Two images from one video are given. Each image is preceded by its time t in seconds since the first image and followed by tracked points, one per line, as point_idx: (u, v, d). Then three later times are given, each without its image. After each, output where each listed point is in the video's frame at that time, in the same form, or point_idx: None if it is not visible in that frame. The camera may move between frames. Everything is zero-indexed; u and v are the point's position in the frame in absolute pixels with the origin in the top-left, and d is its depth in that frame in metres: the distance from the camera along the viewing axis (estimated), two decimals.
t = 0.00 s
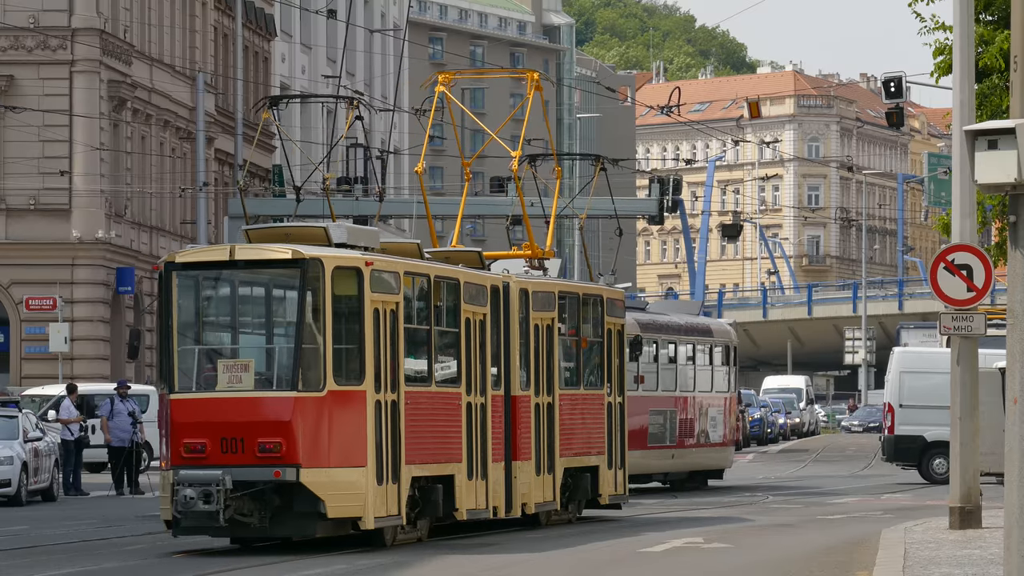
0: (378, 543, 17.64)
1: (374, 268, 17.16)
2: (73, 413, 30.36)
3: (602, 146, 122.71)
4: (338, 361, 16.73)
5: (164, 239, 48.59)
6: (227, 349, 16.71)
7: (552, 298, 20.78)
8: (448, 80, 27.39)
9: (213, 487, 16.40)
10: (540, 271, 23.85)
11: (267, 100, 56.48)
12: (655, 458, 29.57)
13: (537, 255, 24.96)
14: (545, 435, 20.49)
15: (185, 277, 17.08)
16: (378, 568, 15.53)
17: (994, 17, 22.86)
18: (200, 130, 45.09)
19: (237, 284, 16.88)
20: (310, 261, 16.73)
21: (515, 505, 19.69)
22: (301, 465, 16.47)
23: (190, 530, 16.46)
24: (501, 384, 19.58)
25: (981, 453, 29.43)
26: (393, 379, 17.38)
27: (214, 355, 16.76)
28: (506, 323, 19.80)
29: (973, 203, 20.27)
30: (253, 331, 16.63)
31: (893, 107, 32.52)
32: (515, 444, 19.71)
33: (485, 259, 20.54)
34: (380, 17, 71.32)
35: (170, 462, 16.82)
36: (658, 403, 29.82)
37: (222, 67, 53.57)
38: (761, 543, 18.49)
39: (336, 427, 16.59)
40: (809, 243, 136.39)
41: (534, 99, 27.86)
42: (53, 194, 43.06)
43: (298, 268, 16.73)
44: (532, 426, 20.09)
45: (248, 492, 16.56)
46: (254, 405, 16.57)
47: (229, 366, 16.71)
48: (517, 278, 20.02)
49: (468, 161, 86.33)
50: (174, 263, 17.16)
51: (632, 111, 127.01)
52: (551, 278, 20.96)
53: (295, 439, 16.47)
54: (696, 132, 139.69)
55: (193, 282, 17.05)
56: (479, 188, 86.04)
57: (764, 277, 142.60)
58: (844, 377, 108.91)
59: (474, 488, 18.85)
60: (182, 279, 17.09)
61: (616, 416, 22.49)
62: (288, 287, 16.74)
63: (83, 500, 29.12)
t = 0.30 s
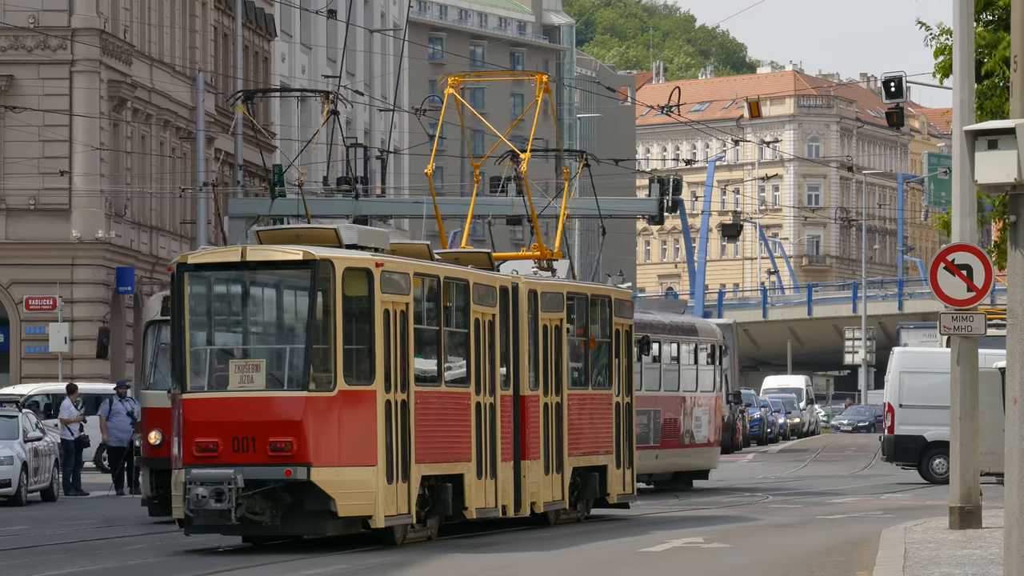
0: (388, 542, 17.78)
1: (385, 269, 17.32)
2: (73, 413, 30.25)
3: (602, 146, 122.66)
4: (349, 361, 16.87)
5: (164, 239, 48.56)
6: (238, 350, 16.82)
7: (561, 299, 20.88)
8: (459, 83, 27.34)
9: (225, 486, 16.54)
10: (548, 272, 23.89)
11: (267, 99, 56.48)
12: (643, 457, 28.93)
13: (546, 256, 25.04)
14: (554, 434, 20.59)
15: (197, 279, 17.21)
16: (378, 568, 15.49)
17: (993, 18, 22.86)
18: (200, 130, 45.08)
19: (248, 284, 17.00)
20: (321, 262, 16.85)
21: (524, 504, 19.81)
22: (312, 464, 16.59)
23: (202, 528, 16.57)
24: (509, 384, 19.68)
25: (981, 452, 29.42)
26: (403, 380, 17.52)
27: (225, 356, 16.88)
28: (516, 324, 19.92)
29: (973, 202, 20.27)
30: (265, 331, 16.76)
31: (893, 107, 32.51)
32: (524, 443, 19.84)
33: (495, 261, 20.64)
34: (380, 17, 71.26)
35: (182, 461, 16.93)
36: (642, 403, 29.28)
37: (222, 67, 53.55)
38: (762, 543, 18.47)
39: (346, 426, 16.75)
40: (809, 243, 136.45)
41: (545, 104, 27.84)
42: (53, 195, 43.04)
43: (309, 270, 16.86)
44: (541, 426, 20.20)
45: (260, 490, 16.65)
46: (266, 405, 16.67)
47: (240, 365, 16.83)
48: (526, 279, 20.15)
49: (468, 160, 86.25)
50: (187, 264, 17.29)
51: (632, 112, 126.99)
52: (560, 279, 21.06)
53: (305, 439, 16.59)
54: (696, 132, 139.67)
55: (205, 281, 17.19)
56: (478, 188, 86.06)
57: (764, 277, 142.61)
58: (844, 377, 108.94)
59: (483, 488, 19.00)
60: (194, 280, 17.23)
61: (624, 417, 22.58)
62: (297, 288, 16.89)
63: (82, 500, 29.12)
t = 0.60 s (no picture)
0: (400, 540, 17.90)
1: (396, 270, 17.44)
2: (72, 414, 29.94)
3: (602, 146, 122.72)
4: (361, 362, 16.98)
5: (164, 239, 48.62)
6: (250, 349, 16.95)
7: (571, 299, 21.11)
8: (469, 85, 27.26)
9: (238, 484, 16.71)
10: (557, 273, 24.02)
11: (266, 99, 56.52)
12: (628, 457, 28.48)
13: (555, 257, 25.06)
14: (563, 435, 20.80)
15: (211, 279, 17.32)
16: (378, 568, 15.46)
17: (995, 19, 22.86)
18: (200, 131, 45.08)
19: (261, 285, 17.13)
20: (333, 264, 16.98)
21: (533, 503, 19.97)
22: (323, 463, 16.72)
23: (215, 526, 16.72)
24: (520, 384, 19.86)
25: (981, 452, 29.42)
26: (414, 379, 17.63)
27: (237, 356, 17.01)
28: (526, 325, 20.09)
29: (973, 201, 20.27)
30: (278, 331, 16.89)
31: (893, 107, 32.52)
32: (535, 442, 19.97)
33: (505, 263, 20.75)
34: (380, 17, 71.29)
35: (196, 460, 17.05)
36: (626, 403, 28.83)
37: (222, 67, 53.58)
38: (761, 543, 18.47)
39: (359, 427, 16.87)
40: (809, 243, 136.55)
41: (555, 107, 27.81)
42: (53, 194, 43.01)
43: (321, 271, 16.99)
44: (550, 427, 20.38)
45: (272, 489, 16.78)
46: (278, 404, 16.80)
47: (252, 365, 16.95)
48: (536, 280, 20.33)
49: (468, 160, 86.33)
50: (200, 265, 17.40)
51: (632, 112, 127.06)
52: (570, 280, 21.30)
53: (318, 438, 16.70)
54: (695, 132, 139.73)
55: (218, 282, 17.30)
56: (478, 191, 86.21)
57: (763, 277, 142.66)
58: (844, 377, 109.01)
59: (494, 487, 19.15)
60: (207, 281, 17.33)
61: (632, 417, 22.94)
62: (309, 288, 17.00)
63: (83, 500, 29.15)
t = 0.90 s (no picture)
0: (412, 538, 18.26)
1: (409, 271, 17.74)
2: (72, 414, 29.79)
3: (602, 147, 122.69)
4: (374, 363, 17.32)
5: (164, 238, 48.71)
6: (265, 350, 17.35)
7: (581, 301, 21.50)
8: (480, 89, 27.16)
9: (252, 483, 17.01)
10: (568, 275, 24.17)
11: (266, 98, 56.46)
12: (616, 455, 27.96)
13: (567, 260, 24.94)
14: (573, 434, 21.25)
15: (225, 282, 17.73)
16: (378, 568, 15.45)
17: (995, 20, 22.86)
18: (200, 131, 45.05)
19: (275, 288, 17.50)
20: (346, 266, 17.34)
21: (545, 502, 20.43)
22: (337, 462, 17.05)
23: (230, 525, 16.98)
24: (531, 385, 20.27)
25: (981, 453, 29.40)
26: (427, 379, 17.99)
27: (252, 357, 17.40)
28: (537, 326, 20.49)
29: (973, 202, 20.26)
30: (292, 333, 17.27)
31: (893, 107, 32.49)
32: (546, 442, 20.44)
33: (516, 264, 21.30)
34: (380, 17, 71.23)
35: (210, 458, 17.38)
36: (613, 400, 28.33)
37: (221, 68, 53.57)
38: (761, 543, 18.48)
39: (372, 426, 17.20)
40: (809, 243, 136.58)
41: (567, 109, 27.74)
42: (53, 195, 42.99)
43: (334, 273, 17.35)
44: (561, 427, 20.82)
45: (286, 488, 17.13)
46: (293, 405, 17.16)
47: (267, 366, 17.34)
48: (547, 281, 20.70)
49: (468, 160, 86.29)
50: (215, 267, 17.79)
51: (632, 112, 127.02)
52: (580, 282, 21.69)
53: (332, 438, 17.05)
54: (696, 133, 139.68)
55: (233, 284, 17.70)
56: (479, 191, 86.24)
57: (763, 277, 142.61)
58: (844, 376, 109.03)
59: (505, 486, 19.53)
60: (222, 283, 17.75)
61: (641, 417, 23.42)
62: (322, 289, 17.35)
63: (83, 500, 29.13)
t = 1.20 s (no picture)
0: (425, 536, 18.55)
1: (422, 273, 18.02)
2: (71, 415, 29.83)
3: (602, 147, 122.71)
4: (388, 363, 17.62)
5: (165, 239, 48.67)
6: (280, 351, 17.62)
7: (592, 302, 21.82)
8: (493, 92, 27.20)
9: (268, 482, 17.36)
10: (581, 275, 24.50)
11: (266, 97, 56.43)
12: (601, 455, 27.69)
13: (579, 261, 24.99)
14: (585, 434, 21.58)
15: (241, 282, 17.98)
16: (377, 567, 15.44)
17: (993, 21, 22.93)
18: (201, 131, 45.06)
19: (290, 289, 17.76)
20: (360, 267, 17.59)
21: (557, 501, 20.75)
22: (351, 461, 17.37)
23: (246, 523, 17.36)
24: (543, 385, 20.62)
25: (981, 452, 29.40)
26: (439, 379, 18.29)
27: (267, 358, 17.68)
28: (549, 327, 20.84)
29: (973, 203, 20.29)
30: (307, 334, 17.53)
31: (893, 107, 32.52)
32: (557, 441, 20.74)
33: (528, 265, 21.77)
34: (380, 17, 71.22)
35: (226, 457, 17.69)
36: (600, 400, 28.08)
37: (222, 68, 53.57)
38: (762, 543, 18.47)
39: (386, 425, 17.51)
40: (810, 243, 136.64)
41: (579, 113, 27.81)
42: (53, 195, 42.96)
43: (348, 274, 17.60)
44: (573, 426, 21.16)
45: (301, 486, 17.46)
46: (307, 404, 17.44)
47: (282, 366, 17.61)
48: (558, 283, 21.04)
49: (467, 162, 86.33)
50: (232, 268, 18.05)
51: (632, 112, 127.04)
52: (592, 283, 22.03)
53: (346, 436, 17.35)
54: (695, 133, 139.74)
55: (249, 286, 17.96)
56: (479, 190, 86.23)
57: (763, 277, 142.62)
58: (843, 377, 109.05)
59: (517, 484, 19.83)
60: (239, 284, 17.99)
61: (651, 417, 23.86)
62: (337, 290, 17.61)
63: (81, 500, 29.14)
